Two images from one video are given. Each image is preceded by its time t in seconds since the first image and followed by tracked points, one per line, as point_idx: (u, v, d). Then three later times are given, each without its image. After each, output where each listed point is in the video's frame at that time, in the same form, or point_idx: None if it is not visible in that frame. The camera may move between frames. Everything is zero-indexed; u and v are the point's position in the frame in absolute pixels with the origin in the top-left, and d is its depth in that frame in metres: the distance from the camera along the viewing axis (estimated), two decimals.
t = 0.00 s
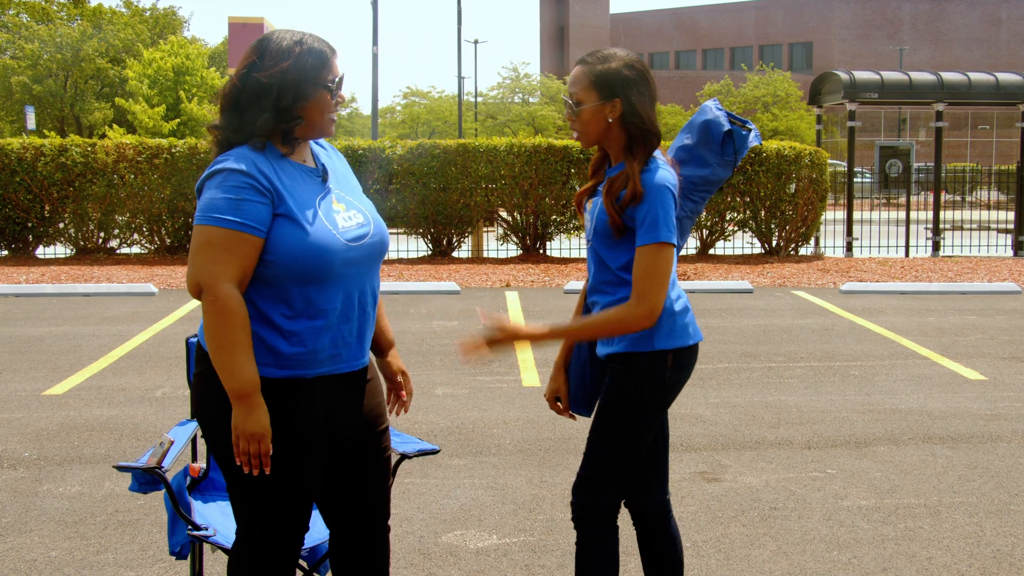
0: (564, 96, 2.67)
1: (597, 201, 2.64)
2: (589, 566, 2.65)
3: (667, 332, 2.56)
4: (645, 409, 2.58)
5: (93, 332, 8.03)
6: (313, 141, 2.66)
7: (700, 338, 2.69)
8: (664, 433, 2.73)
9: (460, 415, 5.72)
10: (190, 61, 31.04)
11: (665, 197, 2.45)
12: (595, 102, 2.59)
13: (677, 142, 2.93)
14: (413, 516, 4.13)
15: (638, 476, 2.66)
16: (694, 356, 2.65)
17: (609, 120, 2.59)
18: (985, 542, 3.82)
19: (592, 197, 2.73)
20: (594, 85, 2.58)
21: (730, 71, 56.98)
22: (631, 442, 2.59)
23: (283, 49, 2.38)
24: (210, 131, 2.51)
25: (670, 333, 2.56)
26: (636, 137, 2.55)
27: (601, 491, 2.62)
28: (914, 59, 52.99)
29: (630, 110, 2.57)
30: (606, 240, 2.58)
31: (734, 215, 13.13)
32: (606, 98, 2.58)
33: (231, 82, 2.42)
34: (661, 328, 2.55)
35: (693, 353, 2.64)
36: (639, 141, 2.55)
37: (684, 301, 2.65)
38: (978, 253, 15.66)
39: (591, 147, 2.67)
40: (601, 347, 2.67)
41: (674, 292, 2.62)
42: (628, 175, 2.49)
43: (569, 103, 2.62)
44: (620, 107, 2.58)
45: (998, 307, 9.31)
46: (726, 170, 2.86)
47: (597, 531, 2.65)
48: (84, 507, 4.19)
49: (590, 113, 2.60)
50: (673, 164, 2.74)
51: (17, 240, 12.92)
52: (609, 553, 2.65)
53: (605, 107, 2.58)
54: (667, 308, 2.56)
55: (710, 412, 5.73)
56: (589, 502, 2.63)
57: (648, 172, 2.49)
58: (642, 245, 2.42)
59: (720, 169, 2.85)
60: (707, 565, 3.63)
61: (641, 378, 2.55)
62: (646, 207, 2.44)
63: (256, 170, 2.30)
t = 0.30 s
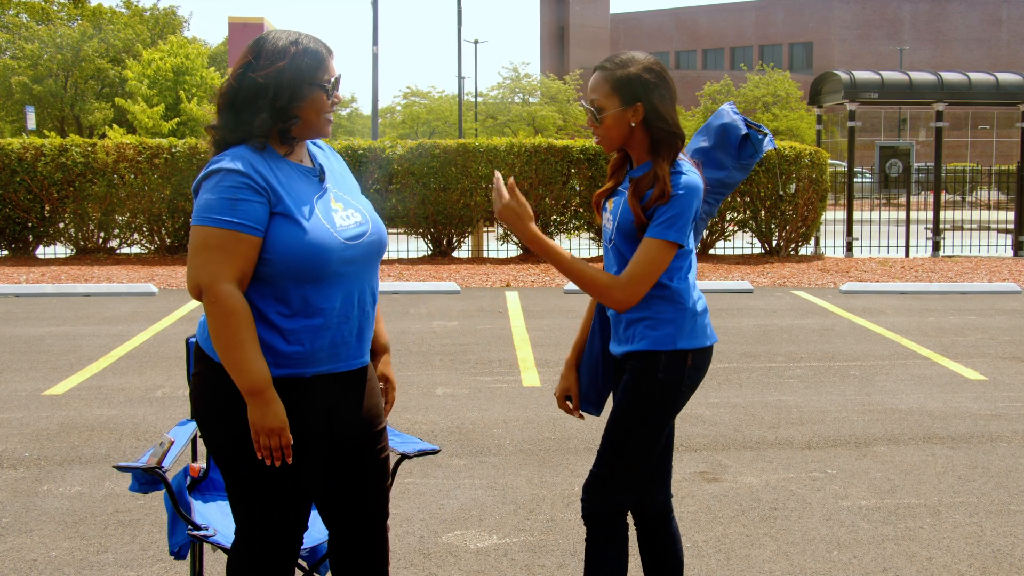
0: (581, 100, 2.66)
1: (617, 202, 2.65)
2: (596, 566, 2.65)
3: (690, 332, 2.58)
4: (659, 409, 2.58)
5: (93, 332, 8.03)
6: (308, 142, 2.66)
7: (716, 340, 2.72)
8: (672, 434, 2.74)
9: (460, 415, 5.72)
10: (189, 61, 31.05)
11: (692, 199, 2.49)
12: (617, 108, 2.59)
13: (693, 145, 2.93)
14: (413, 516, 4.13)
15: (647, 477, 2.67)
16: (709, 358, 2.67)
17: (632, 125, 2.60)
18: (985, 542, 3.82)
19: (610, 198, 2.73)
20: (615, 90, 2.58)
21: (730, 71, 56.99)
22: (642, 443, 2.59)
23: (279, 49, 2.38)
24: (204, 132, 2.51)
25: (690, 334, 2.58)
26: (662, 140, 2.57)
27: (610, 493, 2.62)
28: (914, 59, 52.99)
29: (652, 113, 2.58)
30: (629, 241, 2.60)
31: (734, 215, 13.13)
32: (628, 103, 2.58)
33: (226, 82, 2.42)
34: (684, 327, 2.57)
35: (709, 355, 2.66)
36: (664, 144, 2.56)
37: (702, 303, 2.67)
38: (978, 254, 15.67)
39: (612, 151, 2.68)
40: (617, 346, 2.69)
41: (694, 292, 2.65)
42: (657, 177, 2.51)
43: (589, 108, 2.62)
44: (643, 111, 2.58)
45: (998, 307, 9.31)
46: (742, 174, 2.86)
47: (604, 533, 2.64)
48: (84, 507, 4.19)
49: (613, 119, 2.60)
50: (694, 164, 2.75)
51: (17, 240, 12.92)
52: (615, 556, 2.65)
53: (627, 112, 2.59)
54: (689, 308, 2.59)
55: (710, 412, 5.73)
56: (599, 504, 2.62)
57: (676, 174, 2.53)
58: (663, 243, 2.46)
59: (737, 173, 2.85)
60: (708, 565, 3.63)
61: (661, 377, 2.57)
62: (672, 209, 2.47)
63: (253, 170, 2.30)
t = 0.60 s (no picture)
0: (581, 95, 2.67)
1: (615, 203, 2.64)
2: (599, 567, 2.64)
3: (691, 332, 2.58)
4: (661, 409, 2.58)
5: (93, 332, 8.03)
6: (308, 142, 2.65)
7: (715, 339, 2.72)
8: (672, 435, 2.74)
9: (460, 415, 5.72)
10: (189, 61, 31.06)
11: (690, 201, 2.49)
12: (617, 103, 2.60)
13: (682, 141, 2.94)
14: (413, 516, 4.13)
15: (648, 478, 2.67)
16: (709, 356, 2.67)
17: (632, 120, 2.61)
18: (985, 542, 3.82)
19: (606, 198, 2.72)
20: (616, 85, 2.59)
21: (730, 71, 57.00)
22: (641, 443, 2.59)
23: (279, 48, 2.39)
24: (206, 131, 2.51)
25: (693, 334, 2.59)
26: (662, 138, 2.57)
27: (610, 493, 2.61)
28: (915, 59, 52.98)
29: (652, 111, 2.59)
30: (628, 246, 2.59)
31: (734, 215, 13.12)
32: (628, 99, 2.59)
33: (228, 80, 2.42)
34: (684, 328, 2.57)
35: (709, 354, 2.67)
36: (662, 140, 2.56)
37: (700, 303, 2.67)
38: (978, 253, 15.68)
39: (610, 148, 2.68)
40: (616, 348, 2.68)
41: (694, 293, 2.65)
42: (655, 176, 2.51)
43: (589, 103, 2.62)
44: (642, 108, 2.59)
45: (998, 307, 9.31)
46: (731, 169, 2.88)
47: (610, 534, 2.63)
48: (84, 507, 4.19)
49: (612, 113, 2.61)
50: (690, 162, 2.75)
51: (17, 240, 12.92)
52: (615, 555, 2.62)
53: (626, 108, 2.60)
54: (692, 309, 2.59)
55: (710, 412, 5.73)
56: (600, 505, 2.61)
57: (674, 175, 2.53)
58: (667, 249, 2.46)
59: (726, 167, 2.86)
60: (708, 565, 3.63)
61: (664, 377, 2.56)
62: (672, 211, 2.47)
63: (255, 170, 2.30)
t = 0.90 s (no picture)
0: (574, 87, 2.67)
1: (607, 200, 2.64)
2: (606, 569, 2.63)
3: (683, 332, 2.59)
4: (660, 409, 2.58)
5: (93, 332, 8.02)
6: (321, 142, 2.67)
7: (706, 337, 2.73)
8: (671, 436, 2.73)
9: (460, 415, 5.72)
10: (190, 61, 31.04)
11: (685, 197, 2.49)
12: (607, 95, 2.60)
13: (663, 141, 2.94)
14: (413, 516, 4.13)
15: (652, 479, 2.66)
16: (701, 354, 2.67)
17: (622, 114, 2.61)
18: (986, 542, 3.82)
19: (595, 196, 2.71)
20: (607, 78, 2.60)
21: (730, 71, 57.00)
22: (644, 444, 2.58)
23: (255, 46, 2.45)
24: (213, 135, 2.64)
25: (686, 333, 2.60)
26: (651, 132, 2.58)
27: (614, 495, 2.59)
28: (914, 59, 52.96)
29: (643, 104, 2.59)
30: (618, 244, 2.59)
31: (734, 215, 13.11)
32: (619, 92, 2.60)
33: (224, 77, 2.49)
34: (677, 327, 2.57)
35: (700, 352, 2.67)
36: (652, 134, 2.57)
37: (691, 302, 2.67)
38: (977, 253, 15.68)
39: (601, 142, 2.68)
40: (607, 351, 2.67)
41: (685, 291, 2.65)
42: (650, 172, 2.51)
43: (580, 95, 2.64)
44: (633, 102, 2.60)
45: (999, 307, 9.30)
46: (712, 167, 2.88)
47: (619, 537, 2.60)
48: (84, 507, 4.19)
49: (602, 107, 2.61)
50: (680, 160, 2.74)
51: (17, 240, 12.92)
52: (625, 557, 2.60)
53: (617, 101, 2.60)
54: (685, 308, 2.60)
55: (710, 412, 5.73)
56: (609, 509, 2.60)
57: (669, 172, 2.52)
58: (667, 247, 2.47)
59: (706, 167, 2.86)
60: (708, 565, 3.63)
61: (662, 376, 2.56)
62: (666, 206, 2.47)
63: (245, 168, 2.32)
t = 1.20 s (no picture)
0: (572, 85, 2.68)
1: (600, 199, 2.63)
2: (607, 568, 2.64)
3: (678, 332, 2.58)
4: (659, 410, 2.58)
5: (93, 332, 8.02)
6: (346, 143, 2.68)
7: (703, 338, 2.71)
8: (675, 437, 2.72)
9: (460, 415, 5.72)
10: (190, 61, 31.04)
11: (682, 197, 2.49)
12: (604, 94, 2.61)
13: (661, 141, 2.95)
14: (413, 516, 4.13)
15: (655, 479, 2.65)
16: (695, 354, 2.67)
17: (620, 113, 2.61)
18: (985, 542, 3.82)
19: (587, 195, 2.70)
20: (604, 77, 2.60)
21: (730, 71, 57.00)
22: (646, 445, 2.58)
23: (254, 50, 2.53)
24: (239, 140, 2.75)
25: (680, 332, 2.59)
26: (647, 132, 2.58)
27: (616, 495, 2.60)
28: (915, 58, 52.93)
29: (640, 104, 2.60)
30: (606, 244, 2.59)
31: (734, 215, 13.11)
32: (616, 91, 2.60)
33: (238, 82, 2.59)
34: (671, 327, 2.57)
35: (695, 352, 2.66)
36: (646, 132, 2.57)
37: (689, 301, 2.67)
38: (977, 254, 15.68)
39: (599, 142, 2.69)
40: (598, 354, 2.66)
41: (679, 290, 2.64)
42: (645, 173, 2.51)
43: (577, 94, 2.64)
44: (630, 101, 2.60)
45: (999, 307, 9.30)
46: (708, 168, 2.88)
47: (623, 537, 2.61)
48: (84, 507, 4.19)
49: (598, 105, 2.61)
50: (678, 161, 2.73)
51: (17, 240, 12.92)
52: (627, 556, 2.61)
53: (614, 101, 2.61)
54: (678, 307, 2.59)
55: (710, 412, 5.73)
56: (614, 509, 2.61)
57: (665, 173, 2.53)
58: (665, 252, 2.47)
59: (703, 166, 2.86)
60: (708, 565, 3.63)
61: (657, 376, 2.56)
62: (660, 205, 2.48)
63: (237, 165, 2.37)
